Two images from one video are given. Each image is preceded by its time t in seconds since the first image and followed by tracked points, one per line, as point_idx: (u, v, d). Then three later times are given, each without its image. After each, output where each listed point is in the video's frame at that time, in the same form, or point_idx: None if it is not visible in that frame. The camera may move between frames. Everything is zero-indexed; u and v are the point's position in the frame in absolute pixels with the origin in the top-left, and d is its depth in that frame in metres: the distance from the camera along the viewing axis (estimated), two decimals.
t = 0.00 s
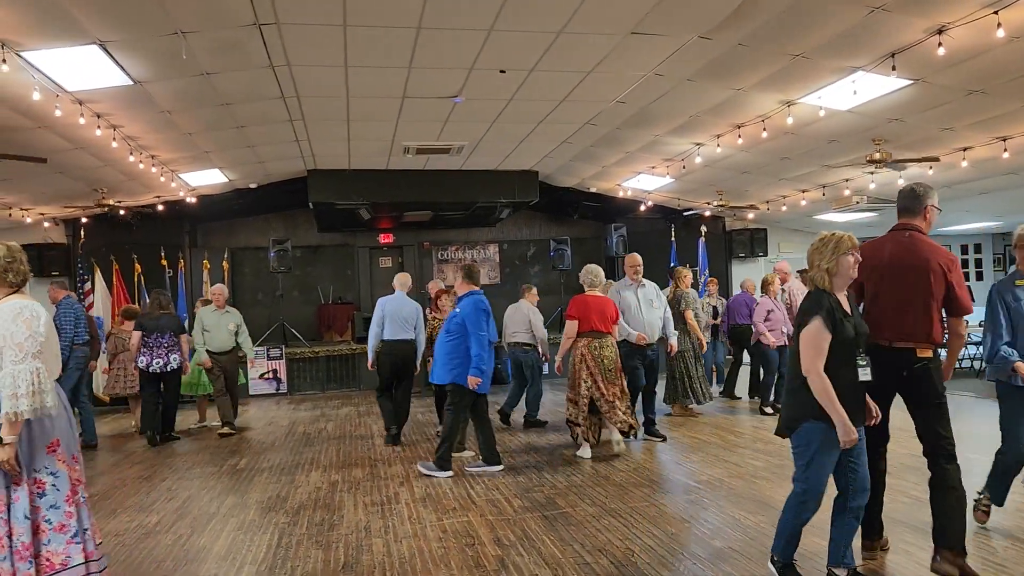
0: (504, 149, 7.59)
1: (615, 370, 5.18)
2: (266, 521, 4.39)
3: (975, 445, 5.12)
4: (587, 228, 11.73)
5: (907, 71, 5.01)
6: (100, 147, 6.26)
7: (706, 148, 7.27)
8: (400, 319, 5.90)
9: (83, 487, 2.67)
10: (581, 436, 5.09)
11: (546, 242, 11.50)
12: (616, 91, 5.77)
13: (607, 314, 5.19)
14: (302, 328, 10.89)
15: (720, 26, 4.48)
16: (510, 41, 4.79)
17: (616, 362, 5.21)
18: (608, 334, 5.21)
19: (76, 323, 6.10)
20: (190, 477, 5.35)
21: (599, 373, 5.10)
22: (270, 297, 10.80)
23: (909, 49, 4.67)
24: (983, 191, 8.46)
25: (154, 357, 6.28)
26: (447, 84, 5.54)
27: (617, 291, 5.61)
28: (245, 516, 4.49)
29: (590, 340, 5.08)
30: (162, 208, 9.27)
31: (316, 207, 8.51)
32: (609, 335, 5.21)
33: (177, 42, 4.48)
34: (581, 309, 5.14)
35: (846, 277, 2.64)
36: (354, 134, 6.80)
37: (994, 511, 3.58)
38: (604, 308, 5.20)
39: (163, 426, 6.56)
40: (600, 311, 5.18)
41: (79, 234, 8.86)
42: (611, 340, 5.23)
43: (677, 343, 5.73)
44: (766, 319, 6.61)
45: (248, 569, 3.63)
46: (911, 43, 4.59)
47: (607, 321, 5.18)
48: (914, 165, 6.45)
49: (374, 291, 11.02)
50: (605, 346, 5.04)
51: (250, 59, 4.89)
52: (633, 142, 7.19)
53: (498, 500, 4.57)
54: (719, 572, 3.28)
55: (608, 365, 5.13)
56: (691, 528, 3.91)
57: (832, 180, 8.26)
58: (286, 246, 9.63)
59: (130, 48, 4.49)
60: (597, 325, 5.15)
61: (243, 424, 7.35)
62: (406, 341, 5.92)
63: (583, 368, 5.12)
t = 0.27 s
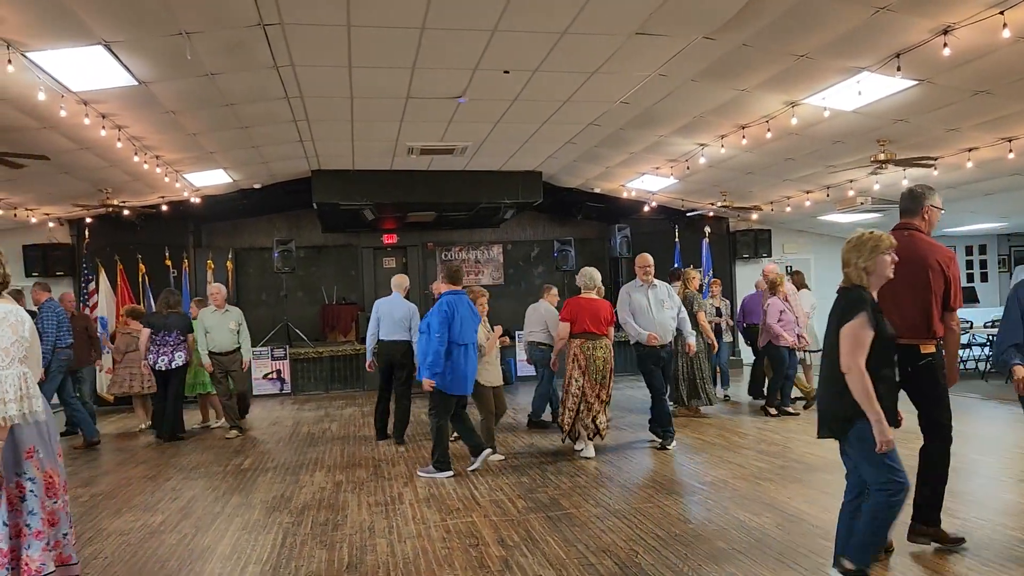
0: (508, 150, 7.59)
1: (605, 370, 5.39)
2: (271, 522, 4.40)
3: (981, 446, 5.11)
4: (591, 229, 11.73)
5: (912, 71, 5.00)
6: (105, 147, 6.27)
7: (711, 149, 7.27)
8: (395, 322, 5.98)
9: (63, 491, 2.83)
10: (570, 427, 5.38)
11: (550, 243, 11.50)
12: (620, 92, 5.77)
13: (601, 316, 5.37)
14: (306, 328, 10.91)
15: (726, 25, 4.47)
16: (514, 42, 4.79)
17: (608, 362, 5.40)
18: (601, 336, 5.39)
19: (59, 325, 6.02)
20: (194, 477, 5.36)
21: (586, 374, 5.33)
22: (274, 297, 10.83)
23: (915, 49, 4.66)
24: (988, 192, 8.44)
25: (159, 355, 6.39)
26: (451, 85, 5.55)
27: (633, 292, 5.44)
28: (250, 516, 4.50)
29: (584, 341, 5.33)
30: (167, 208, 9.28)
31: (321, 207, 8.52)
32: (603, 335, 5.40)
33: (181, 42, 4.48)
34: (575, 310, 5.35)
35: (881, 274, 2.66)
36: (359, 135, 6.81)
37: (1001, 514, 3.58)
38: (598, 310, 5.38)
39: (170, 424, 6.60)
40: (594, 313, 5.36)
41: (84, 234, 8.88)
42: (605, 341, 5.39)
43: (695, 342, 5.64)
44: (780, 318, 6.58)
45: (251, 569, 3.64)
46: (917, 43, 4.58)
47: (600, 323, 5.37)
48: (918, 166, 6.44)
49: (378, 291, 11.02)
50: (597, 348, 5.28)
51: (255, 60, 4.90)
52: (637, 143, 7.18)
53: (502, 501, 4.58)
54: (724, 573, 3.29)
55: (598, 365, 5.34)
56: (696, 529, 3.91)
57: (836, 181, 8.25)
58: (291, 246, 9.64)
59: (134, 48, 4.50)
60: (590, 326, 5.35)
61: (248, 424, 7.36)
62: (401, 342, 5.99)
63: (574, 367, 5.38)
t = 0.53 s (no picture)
0: (511, 151, 7.60)
1: (600, 372, 5.43)
2: (273, 522, 4.40)
3: (983, 449, 5.10)
4: (593, 231, 11.73)
5: (915, 74, 5.00)
6: (109, 148, 6.27)
7: (713, 151, 7.27)
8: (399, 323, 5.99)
9: (23, 496, 2.70)
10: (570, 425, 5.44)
11: (552, 244, 11.51)
12: (623, 94, 5.77)
13: (597, 318, 5.40)
14: (308, 329, 10.92)
15: (729, 27, 4.47)
16: (517, 44, 4.80)
17: (605, 364, 5.44)
18: (601, 339, 5.43)
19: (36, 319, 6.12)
20: (197, 477, 5.37)
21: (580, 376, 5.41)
22: (276, 298, 10.84)
23: (918, 51, 4.66)
24: (991, 194, 8.43)
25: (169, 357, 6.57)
26: (454, 87, 5.56)
27: (637, 296, 5.43)
28: (253, 517, 4.50)
29: (580, 343, 5.39)
30: (170, 209, 9.29)
31: (323, 209, 8.53)
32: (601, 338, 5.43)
33: (184, 44, 4.49)
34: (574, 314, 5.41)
35: (919, 278, 2.71)
36: (361, 136, 6.82)
37: (1006, 517, 3.57)
38: (597, 313, 5.41)
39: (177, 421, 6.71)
40: (591, 315, 5.40)
41: (87, 235, 8.89)
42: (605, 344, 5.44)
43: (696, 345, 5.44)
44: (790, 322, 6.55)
45: (254, 570, 3.64)
46: (919, 46, 4.59)
47: (597, 326, 5.41)
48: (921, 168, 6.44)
49: (380, 293, 11.03)
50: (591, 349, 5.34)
51: (258, 61, 4.91)
52: (639, 144, 7.19)
53: (504, 502, 4.58)
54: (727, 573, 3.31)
55: (592, 366, 5.40)
56: (699, 531, 3.91)
57: (838, 183, 8.25)
58: (293, 247, 9.64)
59: (138, 50, 4.51)
60: (587, 329, 5.40)
61: (250, 425, 7.36)
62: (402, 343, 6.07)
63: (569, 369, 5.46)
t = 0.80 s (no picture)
0: (513, 153, 7.61)
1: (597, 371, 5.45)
2: (274, 524, 4.40)
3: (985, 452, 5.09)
4: (594, 233, 11.73)
5: (916, 76, 5.00)
6: (110, 149, 6.28)
7: (714, 153, 7.27)
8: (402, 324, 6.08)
9: None
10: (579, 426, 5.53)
11: (553, 246, 11.51)
12: (625, 96, 5.77)
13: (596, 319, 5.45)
14: (310, 331, 10.93)
15: (730, 29, 4.47)
16: (518, 46, 4.80)
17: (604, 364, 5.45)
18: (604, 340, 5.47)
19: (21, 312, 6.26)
20: (198, 479, 5.37)
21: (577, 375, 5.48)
22: (278, 300, 10.84)
23: (919, 53, 4.66)
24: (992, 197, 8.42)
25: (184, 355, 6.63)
26: (456, 89, 5.56)
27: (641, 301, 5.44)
28: (253, 519, 4.50)
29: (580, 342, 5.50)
30: (171, 210, 9.29)
31: (325, 210, 8.53)
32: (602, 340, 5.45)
33: (186, 45, 4.49)
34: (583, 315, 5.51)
35: (950, 274, 2.74)
36: (363, 138, 6.82)
37: (1008, 520, 3.56)
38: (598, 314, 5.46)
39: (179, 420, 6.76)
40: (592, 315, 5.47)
41: (88, 236, 8.91)
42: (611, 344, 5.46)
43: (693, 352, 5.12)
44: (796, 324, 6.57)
45: (254, 572, 3.64)
46: (921, 48, 4.59)
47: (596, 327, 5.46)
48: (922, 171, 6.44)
49: (381, 294, 11.04)
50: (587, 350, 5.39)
51: (260, 63, 4.91)
52: (641, 146, 7.19)
53: (505, 505, 4.58)
54: None
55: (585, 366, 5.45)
56: (700, 533, 3.91)
57: (840, 186, 8.25)
58: (294, 249, 9.65)
59: (139, 51, 4.51)
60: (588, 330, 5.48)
61: (251, 427, 7.37)
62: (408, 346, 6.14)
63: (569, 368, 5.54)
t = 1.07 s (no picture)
0: (515, 155, 7.61)
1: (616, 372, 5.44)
2: (276, 526, 4.40)
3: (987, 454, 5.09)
4: (596, 235, 11.74)
5: (918, 78, 5.01)
6: (113, 151, 6.29)
7: (716, 155, 7.28)
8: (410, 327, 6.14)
9: None
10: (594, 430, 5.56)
11: (555, 248, 11.52)
12: (627, 98, 5.78)
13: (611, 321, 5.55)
14: (311, 332, 10.93)
15: (732, 32, 4.48)
16: (520, 48, 4.81)
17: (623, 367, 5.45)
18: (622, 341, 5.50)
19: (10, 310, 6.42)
20: (199, 480, 5.37)
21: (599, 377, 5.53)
22: (280, 301, 10.85)
23: (921, 56, 4.66)
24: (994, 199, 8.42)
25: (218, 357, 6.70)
26: (458, 91, 5.57)
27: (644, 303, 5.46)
28: (255, 520, 4.50)
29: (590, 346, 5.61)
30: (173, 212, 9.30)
31: (327, 212, 8.54)
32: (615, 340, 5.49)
33: (188, 47, 4.50)
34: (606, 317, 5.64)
35: (963, 272, 2.73)
36: (365, 140, 6.83)
37: (1011, 523, 3.55)
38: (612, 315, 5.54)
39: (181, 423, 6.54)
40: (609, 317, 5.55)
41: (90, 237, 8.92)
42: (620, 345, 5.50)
43: (670, 357, 5.01)
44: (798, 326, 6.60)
45: (255, 573, 3.64)
46: (922, 51, 4.60)
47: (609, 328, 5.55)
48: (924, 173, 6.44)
49: (383, 296, 11.04)
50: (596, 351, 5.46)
51: (262, 65, 4.92)
52: (643, 148, 7.19)
53: (507, 507, 4.57)
54: None
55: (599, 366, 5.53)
56: (702, 535, 3.90)
57: (842, 188, 8.25)
58: (297, 250, 9.65)
59: (142, 53, 4.52)
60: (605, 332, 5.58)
61: (253, 428, 7.37)
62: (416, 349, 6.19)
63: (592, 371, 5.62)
